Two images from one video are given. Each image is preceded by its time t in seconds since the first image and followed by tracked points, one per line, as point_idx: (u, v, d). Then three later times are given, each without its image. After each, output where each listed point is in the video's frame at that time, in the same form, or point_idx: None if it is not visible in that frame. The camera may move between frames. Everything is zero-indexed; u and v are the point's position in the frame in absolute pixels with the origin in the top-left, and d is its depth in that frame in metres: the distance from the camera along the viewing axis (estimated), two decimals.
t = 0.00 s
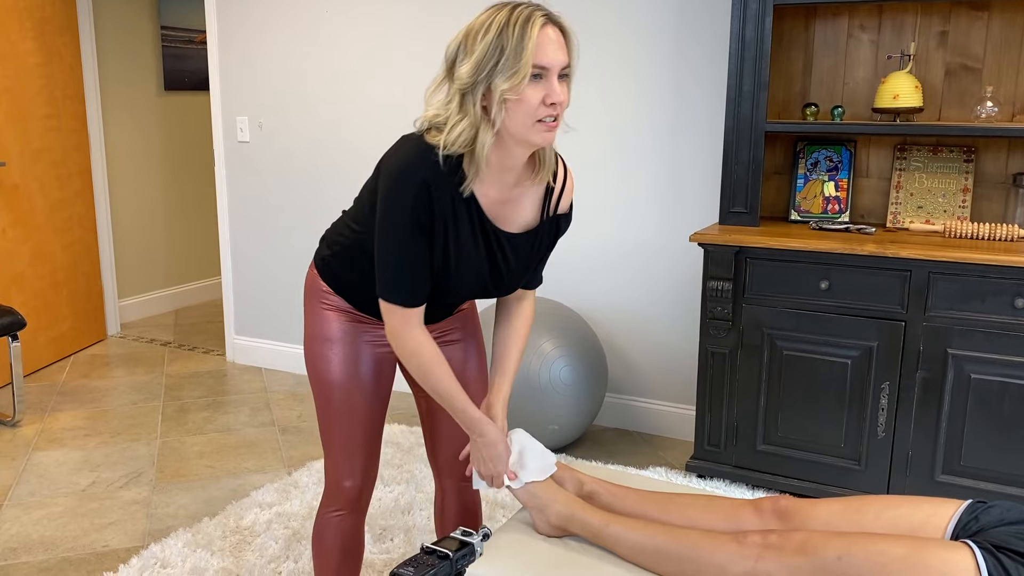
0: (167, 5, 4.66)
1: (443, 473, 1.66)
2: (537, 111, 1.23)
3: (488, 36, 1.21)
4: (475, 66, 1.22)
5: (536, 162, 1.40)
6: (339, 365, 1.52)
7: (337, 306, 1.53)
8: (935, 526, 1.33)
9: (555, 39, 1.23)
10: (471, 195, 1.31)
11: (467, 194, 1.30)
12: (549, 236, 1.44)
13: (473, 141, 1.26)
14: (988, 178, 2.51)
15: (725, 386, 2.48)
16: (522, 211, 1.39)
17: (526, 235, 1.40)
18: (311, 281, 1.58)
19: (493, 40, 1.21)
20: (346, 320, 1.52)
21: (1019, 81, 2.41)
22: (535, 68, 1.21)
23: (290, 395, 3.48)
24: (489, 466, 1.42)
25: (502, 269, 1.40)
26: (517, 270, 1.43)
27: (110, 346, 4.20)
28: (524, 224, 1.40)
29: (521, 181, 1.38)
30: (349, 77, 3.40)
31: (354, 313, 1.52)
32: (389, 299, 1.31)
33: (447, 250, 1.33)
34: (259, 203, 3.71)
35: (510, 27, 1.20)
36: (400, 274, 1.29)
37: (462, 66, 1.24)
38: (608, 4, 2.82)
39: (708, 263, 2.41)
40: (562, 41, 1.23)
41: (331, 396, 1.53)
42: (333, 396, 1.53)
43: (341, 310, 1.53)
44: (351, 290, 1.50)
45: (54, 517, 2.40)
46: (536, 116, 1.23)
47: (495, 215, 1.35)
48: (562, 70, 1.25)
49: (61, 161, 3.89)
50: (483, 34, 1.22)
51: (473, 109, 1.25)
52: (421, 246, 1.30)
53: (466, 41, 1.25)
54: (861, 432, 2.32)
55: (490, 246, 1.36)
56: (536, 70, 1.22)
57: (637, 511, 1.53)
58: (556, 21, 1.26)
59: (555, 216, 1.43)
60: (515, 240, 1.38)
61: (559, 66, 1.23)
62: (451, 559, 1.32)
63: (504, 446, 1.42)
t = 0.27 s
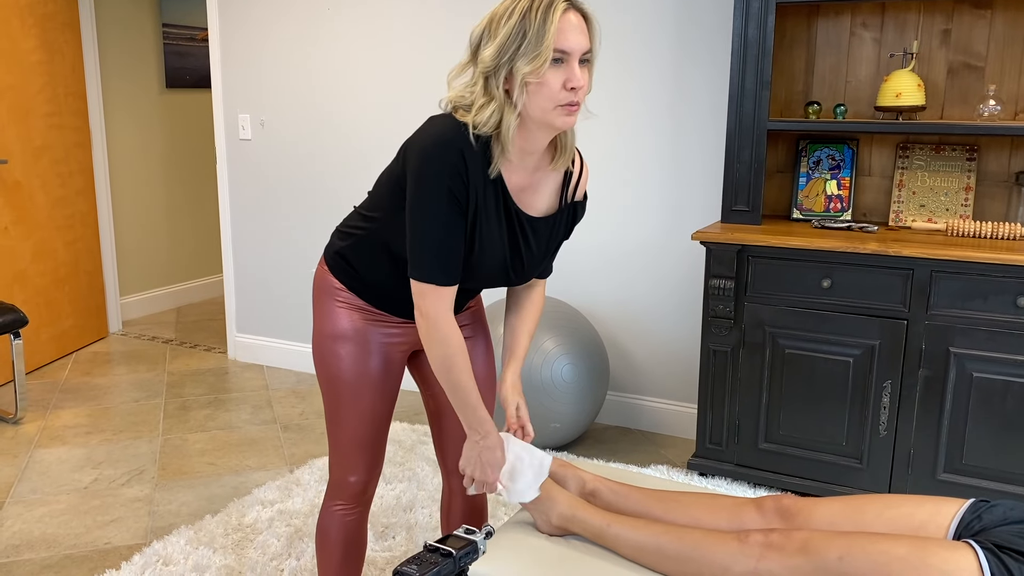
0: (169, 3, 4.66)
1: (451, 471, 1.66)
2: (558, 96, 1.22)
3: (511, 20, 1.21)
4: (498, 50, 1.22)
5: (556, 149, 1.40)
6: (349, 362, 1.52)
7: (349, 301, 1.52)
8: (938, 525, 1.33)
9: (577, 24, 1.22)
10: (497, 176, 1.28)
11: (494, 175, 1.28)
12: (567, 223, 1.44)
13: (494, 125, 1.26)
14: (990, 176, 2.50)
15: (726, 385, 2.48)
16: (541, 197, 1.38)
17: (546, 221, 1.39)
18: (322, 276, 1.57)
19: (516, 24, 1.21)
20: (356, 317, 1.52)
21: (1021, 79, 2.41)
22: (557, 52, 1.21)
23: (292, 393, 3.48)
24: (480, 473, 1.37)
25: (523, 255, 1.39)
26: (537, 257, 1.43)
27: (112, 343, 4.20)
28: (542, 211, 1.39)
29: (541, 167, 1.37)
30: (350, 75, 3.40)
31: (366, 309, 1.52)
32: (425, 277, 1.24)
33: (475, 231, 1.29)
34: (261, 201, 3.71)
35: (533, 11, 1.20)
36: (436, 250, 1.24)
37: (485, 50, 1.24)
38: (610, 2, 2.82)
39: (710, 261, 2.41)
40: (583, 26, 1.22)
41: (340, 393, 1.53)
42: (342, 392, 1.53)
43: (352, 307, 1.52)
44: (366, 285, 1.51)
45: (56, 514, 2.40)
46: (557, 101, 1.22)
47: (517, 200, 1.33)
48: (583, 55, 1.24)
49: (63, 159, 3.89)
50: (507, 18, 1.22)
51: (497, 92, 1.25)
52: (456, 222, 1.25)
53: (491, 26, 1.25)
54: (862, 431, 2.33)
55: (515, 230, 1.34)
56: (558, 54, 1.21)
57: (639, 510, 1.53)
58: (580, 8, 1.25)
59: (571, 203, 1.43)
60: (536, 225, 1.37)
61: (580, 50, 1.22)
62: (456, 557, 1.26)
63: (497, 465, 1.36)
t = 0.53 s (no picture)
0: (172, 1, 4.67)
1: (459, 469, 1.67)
2: (574, 94, 1.22)
3: (529, 18, 1.21)
4: (516, 47, 1.22)
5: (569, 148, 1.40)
6: (360, 360, 1.52)
7: (361, 300, 1.53)
8: (944, 524, 1.33)
9: (594, 24, 1.22)
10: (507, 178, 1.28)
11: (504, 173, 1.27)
12: (576, 221, 1.44)
13: (509, 122, 1.26)
14: (994, 176, 2.50)
15: (730, 383, 2.48)
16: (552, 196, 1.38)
17: (556, 220, 1.39)
18: (333, 276, 1.57)
19: (534, 22, 1.21)
20: (368, 316, 1.52)
21: None
22: (574, 51, 1.21)
23: (295, 391, 3.48)
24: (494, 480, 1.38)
25: (533, 257, 1.40)
26: (547, 256, 1.44)
27: (115, 341, 4.21)
28: (553, 210, 1.39)
29: (553, 166, 1.37)
30: (353, 73, 3.40)
31: (378, 309, 1.52)
32: (438, 287, 1.26)
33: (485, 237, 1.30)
34: (263, 199, 3.71)
35: (551, 10, 1.20)
36: (447, 262, 1.25)
37: (502, 48, 1.24)
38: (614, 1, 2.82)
39: (714, 261, 2.41)
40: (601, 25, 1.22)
41: (351, 391, 1.53)
42: (353, 390, 1.53)
43: (364, 306, 1.52)
44: (378, 285, 1.51)
45: (60, 512, 2.41)
46: (573, 99, 1.22)
47: (527, 199, 1.33)
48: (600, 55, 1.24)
49: (66, 156, 3.89)
50: (525, 17, 1.22)
51: (512, 90, 1.25)
52: (467, 234, 1.25)
53: (508, 25, 1.25)
54: (866, 430, 2.33)
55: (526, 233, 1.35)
56: (575, 53, 1.21)
57: (644, 508, 1.54)
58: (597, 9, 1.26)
59: (581, 201, 1.43)
60: (546, 225, 1.37)
61: (597, 50, 1.22)
62: (463, 555, 1.27)
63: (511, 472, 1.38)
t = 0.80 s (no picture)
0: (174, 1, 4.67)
1: (463, 469, 1.67)
2: (575, 90, 1.22)
3: (532, 15, 1.21)
4: (518, 43, 1.22)
5: (573, 144, 1.39)
6: (365, 358, 1.52)
7: (366, 299, 1.53)
8: (947, 524, 1.33)
9: (596, 20, 1.22)
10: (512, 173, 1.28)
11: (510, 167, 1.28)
12: (581, 220, 1.44)
13: (512, 117, 1.26)
14: (997, 175, 2.50)
15: (732, 383, 2.48)
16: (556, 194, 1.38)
17: (560, 218, 1.39)
18: (339, 275, 1.57)
19: (536, 18, 1.21)
20: (373, 313, 1.52)
21: None
22: (576, 47, 1.21)
23: (296, 390, 3.48)
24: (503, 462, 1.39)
25: (536, 254, 1.40)
26: (551, 254, 1.44)
27: (117, 340, 4.21)
28: (558, 207, 1.39)
29: (557, 163, 1.37)
30: (355, 72, 3.40)
31: (384, 307, 1.52)
32: (440, 277, 1.26)
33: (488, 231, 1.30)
34: (265, 198, 3.72)
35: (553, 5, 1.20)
36: (450, 253, 1.25)
37: (506, 44, 1.24)
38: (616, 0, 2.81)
39: (716, 260, 2.41)
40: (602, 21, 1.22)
41: (355, 390, 1.53)
42: (357, 388, 1.53)
43: (369, 304, 1.52)
44: (384, 282, 1.51)
45: (63, 511, 2.41)
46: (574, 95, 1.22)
47: (531, 195, 1.33)
48: (602, 50, 1.23)
49: (68, 155, 3.90)
50: (528, 13, 1.22)
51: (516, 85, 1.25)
52: (470, 227, 1.26)
53: (512, 22, 1.25)
54: (868, 429, 2.33)
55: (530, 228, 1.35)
56: (576, 49, 1.21)
57: (648, 508, 1.54)
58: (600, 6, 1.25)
59: (586, 199, 1.42)
60: (550, 222, 1.37)
61: (599, 45, 1.22)
62: (467, 555, 1.27)
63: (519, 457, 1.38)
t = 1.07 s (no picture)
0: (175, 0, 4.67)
1: (463, 468, 1.67)
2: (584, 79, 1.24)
3: (536, 6, 1.21)
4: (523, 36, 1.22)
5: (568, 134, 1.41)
6: (365, 356, 1.52)
7: (366, 298, 1.53)
8: (948, 524, 1.33)
9: (597, 10, 1.24)
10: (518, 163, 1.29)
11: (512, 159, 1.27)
12: (581, 210, 1.44)
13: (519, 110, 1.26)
14: (998, 175, 2.50)
15: (733, 382, 2.48)
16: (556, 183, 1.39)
17: (562, 208, 1.39)
18: (338, 274, 1.57)
19: (541, 9, 1.21)
20: (372, 312, 1.52)
21: None
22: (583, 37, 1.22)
23: (297, 389, 3.49)
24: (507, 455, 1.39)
25: (541, 242, 1.39)
26: (554, 244, 1.44)
27: (118, 339, 4.21)
28: (558, 197, 1.40)
29: (555, 153, 1.38)
30: (355, 72, 3.40)
31: (384, 305, 1.53)
32: (455, 263, 1.24)
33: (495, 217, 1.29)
34: (265, 197, 3.72)
35: None
36: (462, 238, 1.23)
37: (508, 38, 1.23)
38: None
39: (717, 259, 2.41)
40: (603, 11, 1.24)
41: (355, 387, 1.53)
42: (357, 386, 1.53)
43: (369, 302, 1.53)
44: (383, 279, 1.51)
45: (65, 509, 2.41)
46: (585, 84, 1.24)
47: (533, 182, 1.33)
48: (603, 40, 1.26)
49: (70, 155, 3.90)
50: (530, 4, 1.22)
51: (520, 77, 1.25)
52: (482, 209, 1.24)
53: (511, 13, 1.25)
54: (869, 429, 2.33)
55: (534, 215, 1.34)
56: (584, 40, 1.22)
57: (649, 507, 1.54)
58: None
59: (587, 189, 1.43)
60: (552, 212, 1.37)
61: (602, 35, 1.24)
62: (468, 554, 1.26)
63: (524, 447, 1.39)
